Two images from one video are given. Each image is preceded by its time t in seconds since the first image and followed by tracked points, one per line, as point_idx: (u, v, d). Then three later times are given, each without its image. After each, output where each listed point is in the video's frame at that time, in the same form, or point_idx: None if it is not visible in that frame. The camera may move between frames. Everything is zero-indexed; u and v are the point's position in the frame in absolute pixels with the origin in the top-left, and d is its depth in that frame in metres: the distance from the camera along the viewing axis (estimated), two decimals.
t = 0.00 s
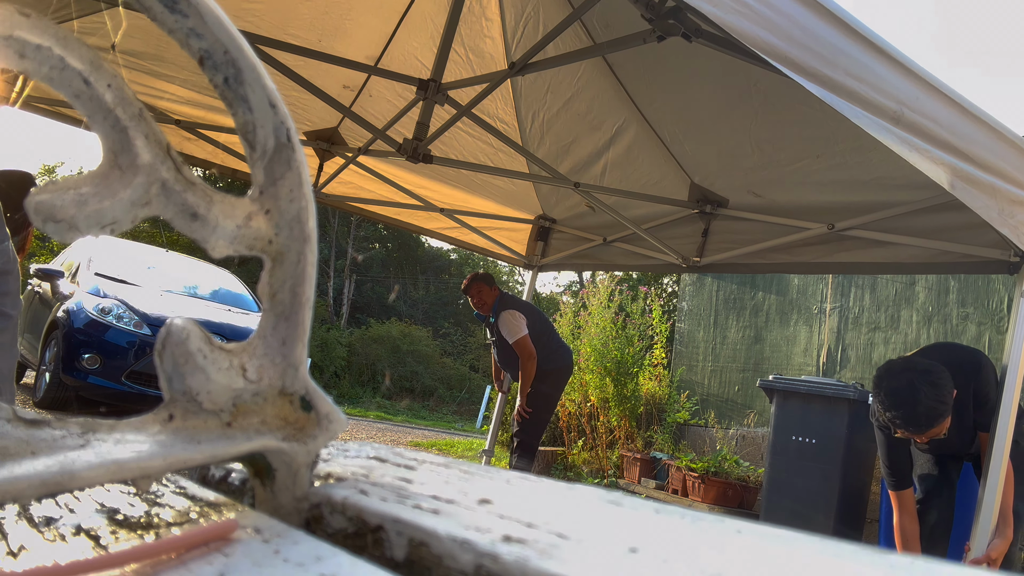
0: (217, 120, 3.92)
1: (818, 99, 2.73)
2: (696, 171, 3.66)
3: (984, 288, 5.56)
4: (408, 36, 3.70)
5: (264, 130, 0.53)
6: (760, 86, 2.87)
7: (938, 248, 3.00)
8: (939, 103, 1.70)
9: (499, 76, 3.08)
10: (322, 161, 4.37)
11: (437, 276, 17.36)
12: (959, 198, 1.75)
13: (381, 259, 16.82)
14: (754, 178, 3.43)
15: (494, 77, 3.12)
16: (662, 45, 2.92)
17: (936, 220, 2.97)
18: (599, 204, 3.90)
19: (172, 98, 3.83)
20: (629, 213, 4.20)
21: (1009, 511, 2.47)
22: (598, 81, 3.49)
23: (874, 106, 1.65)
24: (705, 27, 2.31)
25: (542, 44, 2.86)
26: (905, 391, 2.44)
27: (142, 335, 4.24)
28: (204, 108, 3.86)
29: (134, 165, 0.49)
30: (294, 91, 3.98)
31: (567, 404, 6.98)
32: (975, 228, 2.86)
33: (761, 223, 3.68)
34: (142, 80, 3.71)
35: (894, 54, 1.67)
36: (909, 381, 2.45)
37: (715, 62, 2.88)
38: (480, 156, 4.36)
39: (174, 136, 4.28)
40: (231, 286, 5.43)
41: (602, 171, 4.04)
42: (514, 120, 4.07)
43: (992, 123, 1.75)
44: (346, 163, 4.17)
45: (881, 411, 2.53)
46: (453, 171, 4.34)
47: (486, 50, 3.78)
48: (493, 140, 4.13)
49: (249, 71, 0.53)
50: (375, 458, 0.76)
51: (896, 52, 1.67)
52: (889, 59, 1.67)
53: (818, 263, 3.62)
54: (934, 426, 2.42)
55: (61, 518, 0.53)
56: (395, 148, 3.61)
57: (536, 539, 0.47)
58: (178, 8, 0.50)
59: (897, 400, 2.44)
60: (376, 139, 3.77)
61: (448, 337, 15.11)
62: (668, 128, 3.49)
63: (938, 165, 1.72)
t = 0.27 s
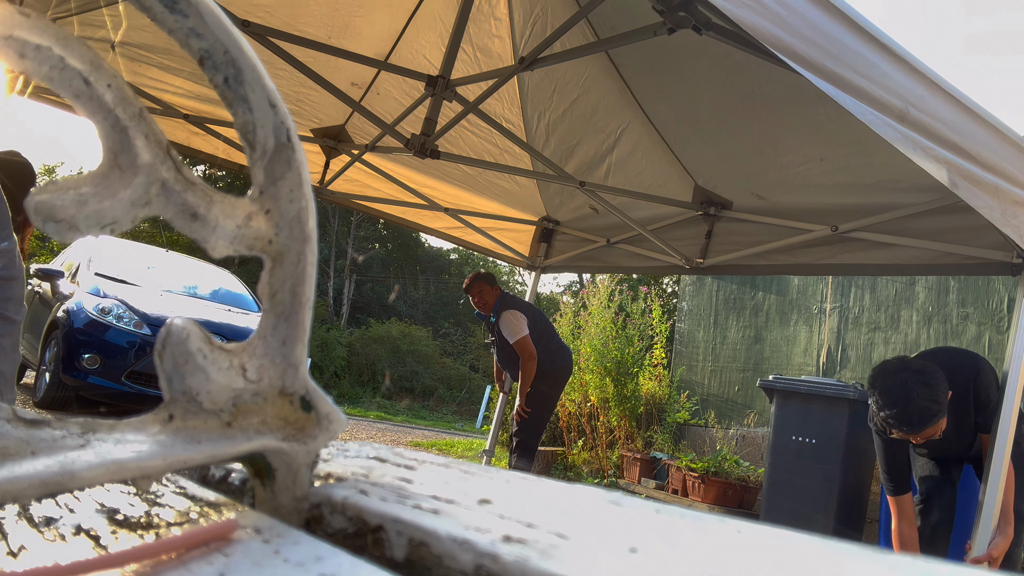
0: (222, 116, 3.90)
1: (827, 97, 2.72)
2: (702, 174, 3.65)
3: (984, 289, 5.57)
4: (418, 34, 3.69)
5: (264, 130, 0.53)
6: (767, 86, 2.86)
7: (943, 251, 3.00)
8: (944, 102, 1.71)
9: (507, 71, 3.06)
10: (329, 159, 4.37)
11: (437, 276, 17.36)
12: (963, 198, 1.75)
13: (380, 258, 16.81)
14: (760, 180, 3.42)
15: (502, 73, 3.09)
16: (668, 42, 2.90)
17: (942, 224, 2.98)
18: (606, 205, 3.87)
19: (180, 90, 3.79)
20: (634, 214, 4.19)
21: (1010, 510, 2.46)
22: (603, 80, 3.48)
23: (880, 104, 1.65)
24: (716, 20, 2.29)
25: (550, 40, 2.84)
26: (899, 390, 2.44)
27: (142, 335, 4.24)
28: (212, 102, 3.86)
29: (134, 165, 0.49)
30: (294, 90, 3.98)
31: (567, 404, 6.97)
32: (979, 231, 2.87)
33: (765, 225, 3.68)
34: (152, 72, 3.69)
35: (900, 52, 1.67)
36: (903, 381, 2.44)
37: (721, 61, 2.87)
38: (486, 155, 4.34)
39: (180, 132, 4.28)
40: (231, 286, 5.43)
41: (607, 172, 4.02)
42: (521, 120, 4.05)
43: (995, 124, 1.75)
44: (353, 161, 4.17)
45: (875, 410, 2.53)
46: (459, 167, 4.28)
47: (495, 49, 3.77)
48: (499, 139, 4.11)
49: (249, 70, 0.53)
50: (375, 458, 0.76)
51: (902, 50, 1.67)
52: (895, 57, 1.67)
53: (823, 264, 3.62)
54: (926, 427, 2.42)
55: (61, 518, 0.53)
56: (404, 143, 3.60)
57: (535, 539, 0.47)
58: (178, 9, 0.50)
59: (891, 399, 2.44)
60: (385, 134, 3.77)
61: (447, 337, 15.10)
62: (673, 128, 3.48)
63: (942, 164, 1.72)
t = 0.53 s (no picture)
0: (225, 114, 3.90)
1: (829, 97, 2.72)
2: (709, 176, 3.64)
3: (984, 289, 5.57)
4: (427, 32, 3.68)
5: (264, 130, 0.53)
6: (774, 86, 2.86)
7: (949, 254, 3.00)
8: (950, 104, 1.71)
9: (516, 69, 3.04)
10: (336, 156, 4.38)
11: (437, 276, 17.37)
12: (969, 200, 1.74)
13: (381, 258, 16.82)
14: (765, 183, 3.42)
15: (511, 71, 3.08)
16: (674, 40, 2.90)
17: (948, 227, 2.98)
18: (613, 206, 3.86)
19: (188, 86, 3.79)
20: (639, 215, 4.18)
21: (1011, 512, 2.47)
22: (608, 80, 3.47)
23: (888, 103, 1.65)
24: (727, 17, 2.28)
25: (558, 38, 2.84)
26: (903, 405, 2.45)
27: (142, 336, 4.24)
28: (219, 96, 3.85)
29: (134, 165, 0.49)
30: (295, 90, 3.97)
31: (568, 403, 6.97)
32: (983, 234, 2.87)
33: (768, 228, 3.68)
34: (161, 67, 3.70)
35: (909, 53, 1.67)
36: (905, 395, 2.46)
37: (727, 61, 2.87)
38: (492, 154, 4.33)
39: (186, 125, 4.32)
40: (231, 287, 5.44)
41: (613, 173, 4.01)
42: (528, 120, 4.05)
43: (1000, 126, 1.76)
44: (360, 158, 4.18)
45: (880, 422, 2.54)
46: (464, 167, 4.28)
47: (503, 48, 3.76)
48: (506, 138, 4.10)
49: (249, 70, 0.53)
50: (376, 458, 0.76)
51: (910, 51, 1.67)
52: (903, 58, 1.67)
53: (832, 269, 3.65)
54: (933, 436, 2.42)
55: (61, 518, 0.53)
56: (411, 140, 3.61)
57: (536, 539, 0.47)
58: (178, 8, 0.50)
59: (895, 413, 2.46)
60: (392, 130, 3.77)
61: (448, 337, 15.12)
62: (678, 128, 3.48)
63: (949, 166, 1.72)
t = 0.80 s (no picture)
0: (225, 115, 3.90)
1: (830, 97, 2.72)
2: (709, 177, 3.64)
3: (984, 289, 5.57)
4: (428, 32, 3.69)
5: (264, 130, 0.53)
6: (776, 86, 2.86)
7: (950, 254, 3.00)
8: (953, 104, 1.71)
9: (518, 69, 3.04)
10: (336, 156, 4.38)
11: (437, 276, 17.37)
12: (973, 199, 1.74)
13: (381, 258, 16.83)
14: (766, 183, 3.41)
15: (512, 70, 3.08)
16: (675, 40, 2.90)
17: (949, 227, 2.98)
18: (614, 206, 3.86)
19: (189, 84, 3.79)
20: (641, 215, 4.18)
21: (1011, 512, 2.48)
22: (610, 79, 3.47)
23: (891, 102, 1.65)
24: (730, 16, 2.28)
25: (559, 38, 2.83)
26: (916, 404, 2.44)
27: (143, 336, 4.24)
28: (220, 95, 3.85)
29: (134, 165, 0.49)
30: (295, 90, 3.98)
31: (567, 403, 6.97)
32: (984, 234, 2.87)
33: (769, 227, 3.67)
34: (163, 66, 3.70)
35: (912, 53, 1.67)
36: (917, 394, 2.45)
37: (729, 61, 2.87)
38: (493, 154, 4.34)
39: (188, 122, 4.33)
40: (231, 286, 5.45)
41: (614, 172, 4.02)
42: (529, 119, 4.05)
43: (1001, 127, 1.76)
44: (360, 157, 4.19)
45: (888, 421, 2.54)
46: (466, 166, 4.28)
47: (504, 46, 3.76)
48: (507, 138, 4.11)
49: (249, 70, 0.53)
50: (376, 458, 0.76)
51: (913, 51, 1.68)
52: (907, 58, 1.67)
53: (831, 267, 3.64)
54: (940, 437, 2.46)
55: (62, 518, 0.53)
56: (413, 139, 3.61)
57: (536, 539, 0.47)
58: (178, 8, 0.50)
59: (906, 413, 2.45)
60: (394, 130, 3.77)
61: (448, 337, 15.12)
62: (680, 128, 3.48)
63: (952, 166, 1.71)
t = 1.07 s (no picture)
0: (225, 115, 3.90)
1: (830, 97, 2.72)
2: (709, 176, 3.64)
3: (984, 289, 5.58)
4: (429, 32, 3.68)
5: (264, 130, 0.53)
6: (777, 86, 2.86)
7: (951, 255, 3.00)
8: (954, 105, 1.71)
9: (518, 69, 3.04)
10: (336, 156, 4.38)
11: (437, 276, 17.37)
12: (972, 201, 1.74)
13: (381, 258, 16.83)
14: (767, 183, 3.41)
15: (513, 70, 3.08)
16: (675, 40, 2.90)
17: (949, 228, 2.98)
18: (614, 206, 3.86)
19: (189, 84, 3.79)
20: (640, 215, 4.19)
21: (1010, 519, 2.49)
22: (611, 80, 3.47)
23: (891, 104, 1.66)
24: (730, 18, 2.28)
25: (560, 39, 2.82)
26: (918, 411, 2.44)
27: (143, 336, 4.25)
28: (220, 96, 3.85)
29: (135, 165, 0.49)
30: (295, 90, 3.98)
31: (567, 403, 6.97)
32: (984, 234, 2.87)
33: (769, 227, 3.67)
34: (164, 66, 3.70)
35: (913, 55, 1.67)
36: (918, 400, 2.44)
37: (730, 61, 2.87)
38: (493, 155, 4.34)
39: (187, 122, 4.32)
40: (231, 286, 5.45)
41: (614, 173, 4.02)
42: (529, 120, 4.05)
43: (1003, 128, 1.76)
44: (360, 158, 4.19)
45: (889, 426, 2.57)
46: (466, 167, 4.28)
47: (504, 47, 3.76)
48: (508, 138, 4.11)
49: (249, 71, 0.53)
50: (376, 458, 0.76)
51: (914, 52, 1.68)
52: (907, 59, 1.67)
53: (831, 267, 3.64)
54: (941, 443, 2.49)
55: (62, 518, 0.53)
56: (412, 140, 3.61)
57: (536, 539, 0.47)
58: (178, 9, 0.50)
59: (907, 419, 2.47)
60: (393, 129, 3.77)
61: (448, 337, 15.12)
62: (680, 129, 3.48)
63: (952, 167, 1.72)
